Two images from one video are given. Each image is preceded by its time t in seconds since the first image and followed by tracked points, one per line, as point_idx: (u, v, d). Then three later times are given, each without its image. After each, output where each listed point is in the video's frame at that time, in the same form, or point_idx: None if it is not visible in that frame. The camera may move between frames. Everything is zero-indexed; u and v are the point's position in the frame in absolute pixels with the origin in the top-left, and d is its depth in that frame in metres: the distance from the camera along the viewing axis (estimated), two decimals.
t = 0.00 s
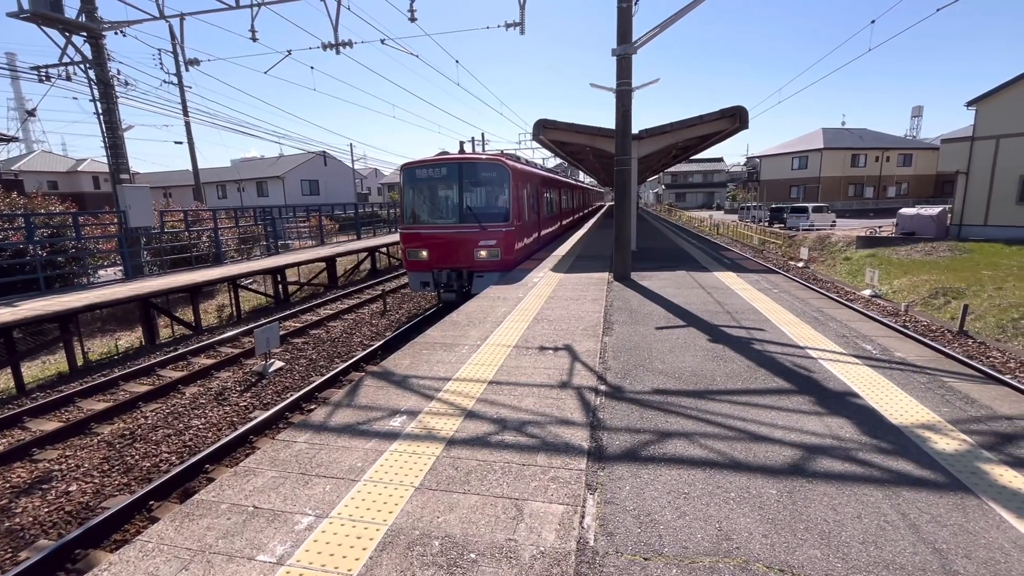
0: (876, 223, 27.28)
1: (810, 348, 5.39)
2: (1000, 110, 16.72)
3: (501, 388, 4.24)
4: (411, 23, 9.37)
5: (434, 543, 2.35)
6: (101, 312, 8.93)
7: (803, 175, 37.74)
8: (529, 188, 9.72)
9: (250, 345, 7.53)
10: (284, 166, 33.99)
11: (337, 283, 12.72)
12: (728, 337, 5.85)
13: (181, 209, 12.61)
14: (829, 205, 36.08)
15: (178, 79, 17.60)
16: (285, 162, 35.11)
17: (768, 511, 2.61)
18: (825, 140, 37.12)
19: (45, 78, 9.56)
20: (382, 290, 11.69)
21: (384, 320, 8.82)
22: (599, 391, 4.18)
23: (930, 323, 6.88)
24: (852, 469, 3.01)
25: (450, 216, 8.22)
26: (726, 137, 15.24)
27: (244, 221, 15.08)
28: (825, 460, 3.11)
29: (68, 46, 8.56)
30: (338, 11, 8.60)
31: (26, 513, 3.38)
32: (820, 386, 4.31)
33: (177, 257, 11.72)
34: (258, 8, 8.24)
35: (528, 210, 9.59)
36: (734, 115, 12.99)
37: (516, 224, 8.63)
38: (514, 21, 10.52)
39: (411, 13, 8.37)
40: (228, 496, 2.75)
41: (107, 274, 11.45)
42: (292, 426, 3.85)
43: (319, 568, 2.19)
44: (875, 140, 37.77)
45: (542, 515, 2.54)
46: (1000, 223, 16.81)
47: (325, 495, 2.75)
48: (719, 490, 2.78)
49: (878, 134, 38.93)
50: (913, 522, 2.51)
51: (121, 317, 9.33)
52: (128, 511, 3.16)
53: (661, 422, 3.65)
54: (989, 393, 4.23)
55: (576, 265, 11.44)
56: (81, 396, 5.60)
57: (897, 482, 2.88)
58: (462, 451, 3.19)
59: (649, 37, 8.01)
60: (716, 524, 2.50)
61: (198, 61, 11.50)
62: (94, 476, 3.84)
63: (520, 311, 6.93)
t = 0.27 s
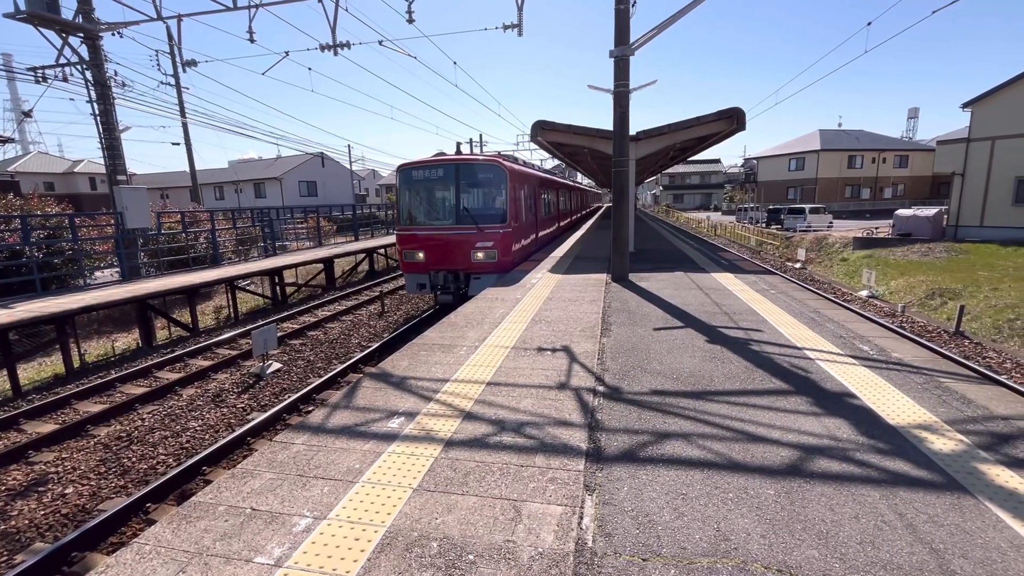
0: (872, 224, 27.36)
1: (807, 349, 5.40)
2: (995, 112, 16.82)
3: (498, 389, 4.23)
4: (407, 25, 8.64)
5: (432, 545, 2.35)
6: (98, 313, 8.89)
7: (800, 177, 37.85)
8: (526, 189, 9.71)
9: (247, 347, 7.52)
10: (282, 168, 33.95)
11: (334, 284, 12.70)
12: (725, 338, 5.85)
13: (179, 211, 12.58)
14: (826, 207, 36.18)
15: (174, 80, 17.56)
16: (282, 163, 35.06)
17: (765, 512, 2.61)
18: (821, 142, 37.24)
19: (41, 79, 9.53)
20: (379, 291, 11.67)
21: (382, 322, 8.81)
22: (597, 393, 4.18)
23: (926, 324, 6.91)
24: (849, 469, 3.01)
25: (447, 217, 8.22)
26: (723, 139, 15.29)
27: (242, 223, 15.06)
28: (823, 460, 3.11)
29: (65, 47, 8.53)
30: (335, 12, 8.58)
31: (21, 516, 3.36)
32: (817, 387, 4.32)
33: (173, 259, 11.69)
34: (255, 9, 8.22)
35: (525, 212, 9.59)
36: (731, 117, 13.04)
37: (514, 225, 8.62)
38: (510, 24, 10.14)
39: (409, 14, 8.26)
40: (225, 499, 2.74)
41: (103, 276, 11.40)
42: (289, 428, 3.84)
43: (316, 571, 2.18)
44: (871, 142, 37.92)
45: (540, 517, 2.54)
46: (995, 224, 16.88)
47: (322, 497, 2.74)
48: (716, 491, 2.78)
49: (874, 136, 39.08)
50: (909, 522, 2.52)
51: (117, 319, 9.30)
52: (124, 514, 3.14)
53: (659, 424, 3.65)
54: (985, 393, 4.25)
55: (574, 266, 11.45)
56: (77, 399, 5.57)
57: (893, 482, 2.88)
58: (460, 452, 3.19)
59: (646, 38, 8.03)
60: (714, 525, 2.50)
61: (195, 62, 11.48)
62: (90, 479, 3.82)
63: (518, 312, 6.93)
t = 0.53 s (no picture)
0: (869, 225, 27.45)
1: (804, 350, 5.41)
2: (989, 114, 16.91)
3: (496, 390, 4.23)
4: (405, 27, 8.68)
5: (430, 546, 2.34)
6: (94, 315, 8.86)
7: (797, 178, 37.95)
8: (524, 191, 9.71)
9: (244, 348, 7.50)
10: (279, 169, 33.91)
11: (332, 286, 12.68)
12: (722, 339, 5.86)
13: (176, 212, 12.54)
14: (822, 208, 36.29)
15: (171, 81, 17.53)
16: (280, 165, 35.02)
17: (763, 512, 2.61)
18: (818, 143, 37.35)
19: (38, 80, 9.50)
20: (377, 293, 11.66)
21: (380, 323, 8.79)
22: (595, 394, 4.19)
23: (923, 325, 6.93)
24: (846, 470, 3.02)
25: (442, 219, 8.20)
26: (720, 140, 15.35)
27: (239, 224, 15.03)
28: (820, 461, 3.12)
29: (61, 47, 8.50)
30: (333, 13, 8.56)
31: (16, 519, 3.34)
32: (814, 388, 4.32)
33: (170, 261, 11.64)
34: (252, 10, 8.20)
35: (523, 214, 9.56)
36: (728, 118, 13.08)
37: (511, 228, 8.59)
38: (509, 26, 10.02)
39: (406, 15, 8.21)
40: (222, 500, 2.74)
41: (100, 277, 11.36)
42: (287, 429, 3.82)
43: (312, 573, 2.17)
44: (868, 143, 38.06)
45: (538, 517, 2.54)
46: (991, 226, 16.95)
47: (320, 499, 2.74)
48: (714, 492, 2.79)
49: (871, 137, 39.22)
50: (906, 522, 2.53)
51: (114, 320, 9.26)
52: (120, 516, 3.13)
53: (657, 424, 3.65)
54: (981, 394, 4.26)
55: (571, 267, 11.44)
56: (73, 401, 5.54)
57: (890, 482, 2.89)
58: (457, 453, 3.19)
59: (644, 40, 8.05)
60: (712, 526, 2.50)
61: (192, 63, 11.46)
62: (86, 481, 3.80)
63: (516, 313, 6.93)
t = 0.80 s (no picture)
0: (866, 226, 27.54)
1: (801, 351, 5.42)
2: (985, 116, 16.98)
3: (494, 391, 4.23)
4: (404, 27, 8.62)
5: (428, 547, 2.34)
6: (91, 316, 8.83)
7: (794, 180, 38.05)
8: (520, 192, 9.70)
9: (242, 349, 7.48)
10: (277, 170, 33.86)
11: (330, 287, 12.67)
12: (720, 339, 5.87)
13: (173, 213, 12.51)
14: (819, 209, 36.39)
15: (168, 81, 17.49)
16: (277, 166, 34.97)
17: (760, 513, 2.62)
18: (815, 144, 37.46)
19: (34, 81, 9.46)
20: (375, 294, 11.65)
21: (378, 324, 8.78)
22: (593, 394, 4.19)
23: (919, 325, 6.95)
24: (843, 470, 3.02)
25: (437, 220, 8.19)
26: (718, 142, 15.39)
27: (237, 225, 15.01)
28: (818, 461, 3.12)
29: (58, 48, 8.48)
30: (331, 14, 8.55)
31: (12, 521, 3.32)
32: (812, 388, 4.33)
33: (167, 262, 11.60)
34: (250, 11, 8.17)
35: (519, 215, 9.55)
36: (726, 120, 13.10)
37: (507, 229, 8.59)
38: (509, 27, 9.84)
39: (404, 16, 8.18)
40: (219, 502, 2.73)
41: (96, 278, 11.33)
42: (284, 431, 3.82)
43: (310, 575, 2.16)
44: (864, 145, 38.20)
45: (536, 518, 2.54)
46: (987, 227, 17.02)
47: (317, 500, 2.73)
48: (712, 492, 2.79)
49: (867, 139, 39.34)
50: (903, 523, 2.53)
51: (111, 322, 9.23)
52: (117, 518, 3.12)
53: (655, 425, 3.65)
54: (978, 394, 4.28)
55: (569, 268, 11.45)
56: (69, 402, 5.52)
57: (887, 482, 2.90)
58: (455, 454, 3.19)
59: (642, 41, 8.06)
60: (710, 526, 2.50)
61: (189, 64, 11.43)
62: (82, 483, 3.79)
63: (514, 314, 6.93)
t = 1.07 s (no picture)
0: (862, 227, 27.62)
1: (799, 351, 5.44)
2: (982, 117, 17.05)
3: (493, 392, 4.22)
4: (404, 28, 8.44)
5: (427, 549, 2.33)
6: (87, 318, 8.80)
7: (791, 181, 38.13)
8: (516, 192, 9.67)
9: (239, 351, 7.46)
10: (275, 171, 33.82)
11: (327, 288, 12.66)
12: (718, 340, 5.87)
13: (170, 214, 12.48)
14: (816, 210, 36.49)
15: (166, 81, 17.46)
16: (275, 167, 34.93)
17: (759, 514, 2.62)
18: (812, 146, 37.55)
19: (32, 82, 9.44)
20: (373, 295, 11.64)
21: (376, 325, 8.78)
22: (591, 395, 4.19)
23: (916, 326, 6.96)
24: (842, 471, 3.02)
25: (432, 222, 8.17)
26: (715, 143, 15.43)
27: (234, 226, 14.98)
28: (816, 462, 3.13)
29: (55, 49, 8.45)
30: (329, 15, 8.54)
31: (8, 523, 3.31)
32: (810, 389, 4.33)
33: (164, 263, 11.56)
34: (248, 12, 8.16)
35: (515, 216, 9.53)
36: (723, 121, 13.14)
37: (502, 231, 8.58)
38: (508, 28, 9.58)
39: (403, 17, 8.16)
40: (216, 504, 2.71)
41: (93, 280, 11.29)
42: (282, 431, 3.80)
43: None
44: (861, 146, 38.32)
45: (535, 520, 2.53)
46: (983, 228, 17.10)
47: (315, 502, 2.72)
48: (711, 493, 2.79)
49: (864, 140, 39.46)
50: (902, 523, 2.53)
51: (107, 323, 9.20)
52: (115, 520, 3.11)
53: (653, 426, 3.65)
54: (975, 395, 4.29)
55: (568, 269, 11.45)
56: (65, 404, 5.49)
57: (886, 483, 2.90)
58: (454, 456, 3.18)
59: (640, 43, 8.08)
60: (709, 528, 2.50)
61: (187, 64, 11.41)
62: (79, 485, 3.77)
63: (513, 315, 6.93)
